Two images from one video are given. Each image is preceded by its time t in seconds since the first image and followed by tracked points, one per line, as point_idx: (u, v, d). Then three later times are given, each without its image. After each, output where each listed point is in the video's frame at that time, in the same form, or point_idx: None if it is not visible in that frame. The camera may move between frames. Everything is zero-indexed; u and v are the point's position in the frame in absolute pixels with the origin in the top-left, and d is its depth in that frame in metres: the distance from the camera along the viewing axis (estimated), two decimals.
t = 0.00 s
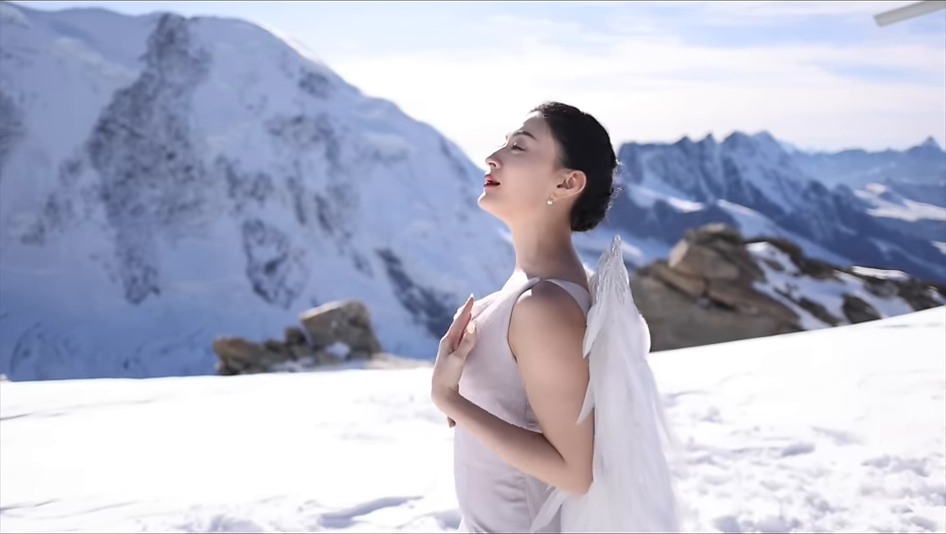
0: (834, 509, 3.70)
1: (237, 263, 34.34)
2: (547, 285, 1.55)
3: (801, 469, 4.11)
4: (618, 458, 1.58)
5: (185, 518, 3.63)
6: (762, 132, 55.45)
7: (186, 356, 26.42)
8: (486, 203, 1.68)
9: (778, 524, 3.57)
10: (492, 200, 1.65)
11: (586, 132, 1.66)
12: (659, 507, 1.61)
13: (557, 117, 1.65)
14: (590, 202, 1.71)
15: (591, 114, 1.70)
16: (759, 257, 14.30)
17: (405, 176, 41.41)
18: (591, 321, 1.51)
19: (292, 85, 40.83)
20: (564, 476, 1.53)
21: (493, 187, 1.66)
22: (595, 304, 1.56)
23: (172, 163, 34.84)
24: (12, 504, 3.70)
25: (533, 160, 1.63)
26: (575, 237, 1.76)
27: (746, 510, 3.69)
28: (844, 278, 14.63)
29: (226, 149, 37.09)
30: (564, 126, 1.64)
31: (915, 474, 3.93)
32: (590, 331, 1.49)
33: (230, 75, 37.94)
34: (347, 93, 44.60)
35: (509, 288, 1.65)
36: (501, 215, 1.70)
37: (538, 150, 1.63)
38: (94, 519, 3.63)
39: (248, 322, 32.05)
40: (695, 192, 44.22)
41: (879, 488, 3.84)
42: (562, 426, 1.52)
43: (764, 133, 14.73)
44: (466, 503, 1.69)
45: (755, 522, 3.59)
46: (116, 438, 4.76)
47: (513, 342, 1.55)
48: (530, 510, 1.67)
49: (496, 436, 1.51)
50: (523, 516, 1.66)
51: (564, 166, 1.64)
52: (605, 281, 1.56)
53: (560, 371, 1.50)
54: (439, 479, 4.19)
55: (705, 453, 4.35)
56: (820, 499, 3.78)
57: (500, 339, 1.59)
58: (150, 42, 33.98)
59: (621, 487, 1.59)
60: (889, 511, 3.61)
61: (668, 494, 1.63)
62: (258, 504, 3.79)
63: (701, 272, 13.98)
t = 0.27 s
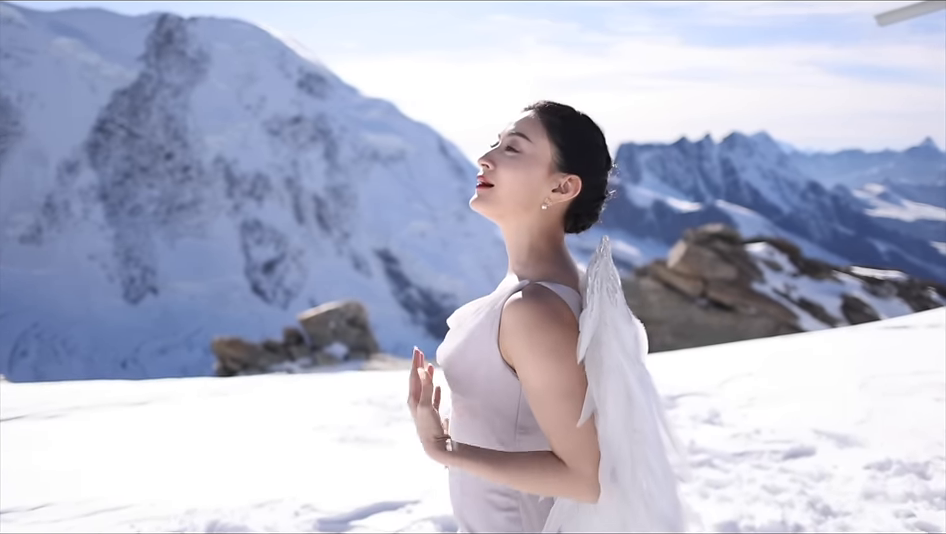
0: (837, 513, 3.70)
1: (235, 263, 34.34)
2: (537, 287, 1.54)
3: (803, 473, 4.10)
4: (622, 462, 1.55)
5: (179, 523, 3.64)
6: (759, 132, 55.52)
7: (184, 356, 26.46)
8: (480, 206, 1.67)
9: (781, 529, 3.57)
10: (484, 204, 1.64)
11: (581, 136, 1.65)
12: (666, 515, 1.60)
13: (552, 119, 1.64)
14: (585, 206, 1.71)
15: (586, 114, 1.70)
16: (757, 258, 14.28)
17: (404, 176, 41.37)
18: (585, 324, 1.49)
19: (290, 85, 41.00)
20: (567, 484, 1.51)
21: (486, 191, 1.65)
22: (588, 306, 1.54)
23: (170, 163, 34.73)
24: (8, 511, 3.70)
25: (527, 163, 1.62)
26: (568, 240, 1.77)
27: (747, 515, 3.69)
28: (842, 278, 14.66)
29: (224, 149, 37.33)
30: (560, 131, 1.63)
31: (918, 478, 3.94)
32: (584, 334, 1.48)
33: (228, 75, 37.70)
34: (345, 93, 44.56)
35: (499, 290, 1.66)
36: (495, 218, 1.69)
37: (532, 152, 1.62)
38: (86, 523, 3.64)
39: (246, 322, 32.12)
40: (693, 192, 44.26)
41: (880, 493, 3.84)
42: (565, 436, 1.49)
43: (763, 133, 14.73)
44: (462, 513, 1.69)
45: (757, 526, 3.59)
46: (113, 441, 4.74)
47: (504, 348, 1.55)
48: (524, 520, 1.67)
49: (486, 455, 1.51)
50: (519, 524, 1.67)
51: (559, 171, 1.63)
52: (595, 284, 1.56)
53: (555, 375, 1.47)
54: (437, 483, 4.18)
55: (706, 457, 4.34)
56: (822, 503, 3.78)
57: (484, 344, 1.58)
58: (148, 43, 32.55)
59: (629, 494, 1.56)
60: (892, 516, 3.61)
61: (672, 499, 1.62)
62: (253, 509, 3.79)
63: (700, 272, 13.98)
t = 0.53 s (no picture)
0: (840, 518, 3.69)
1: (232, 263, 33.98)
2: (528, 291, 1.53)
3: (805, 476, 4.10)
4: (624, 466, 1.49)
5: (176, 527, 3.63)
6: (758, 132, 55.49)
7: (181, 357, 26.28)
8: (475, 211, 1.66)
9: None
10: (478, 207, 1.64)
11: (579, 140, 1.63)
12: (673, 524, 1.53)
13: (550, 119, 1.62)
14: (584, 207, 1.70)
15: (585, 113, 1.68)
16: (756, 258, 14.28)
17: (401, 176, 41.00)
18: (579, 328, 1.47)
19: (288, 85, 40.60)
20: (570, 496, 1.47)
21: (481, 194, 1.64)
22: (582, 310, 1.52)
23: (169, 163, 35.06)
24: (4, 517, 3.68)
25: (523, 166, 1.61)
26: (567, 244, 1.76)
27: (750, 520, 3.69)
28: (840, 279, 14.71)
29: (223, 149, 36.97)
30: (558, 131, 1.62)
31: (921, 482, 3.93)
32: (578, 338, 1.46)
33: (225, 75, 37.65)
34: (343, 93, 44.52)
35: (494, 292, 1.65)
36: (492, 221, 1.68)
37: (530, 153, 1.61)
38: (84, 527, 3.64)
39: (244, 322, 31.82)
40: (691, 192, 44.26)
41: (884, 497, 3.83)
42: (564, 445, 1.46)
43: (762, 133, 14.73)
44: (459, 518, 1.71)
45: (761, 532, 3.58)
46: (110, 444, 4.74)
47: (497, 355, 1.54)
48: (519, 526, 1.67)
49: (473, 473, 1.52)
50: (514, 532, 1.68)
51: (556, 174, 1.62)
52: (588, 286, 1.54)
53: (547, 379, 1.45)
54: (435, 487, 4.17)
55: (707, 460, 4.35)
56: (826, 508, 3.77)
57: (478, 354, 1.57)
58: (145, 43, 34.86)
59: (638, 503, 1.51)
60: (896, 521, 3.61)
61: (681, 506, 1.56)
62: (250, 514, 3.79)
63: (698, 272, 13.96)
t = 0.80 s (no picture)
0: (845, 523, 3.68)
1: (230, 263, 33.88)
2: (522, 293, 1.52)
3: (810, 480, 4.10)
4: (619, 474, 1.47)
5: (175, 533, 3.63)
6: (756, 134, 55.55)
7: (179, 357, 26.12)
8: (474, 213, 1.65)
9: None
10: (479, 209, 1.63)
11: (581, 139, 1.63)
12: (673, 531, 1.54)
13: (552, 118, 1.61)
14: (586, 209, 1.70)
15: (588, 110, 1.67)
16: (755, 258, 14.33)
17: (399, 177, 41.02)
18: (572, 332, 1.45)
19: (286, 85, 40.16)
20: (566, 507, 1.43)
21: (480, 196, 1.64)
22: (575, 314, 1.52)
23: (166, 163, 34.73)
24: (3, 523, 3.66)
25: (525, 168, 1.61)
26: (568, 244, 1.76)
27: (754, 525, 3.69)
28: (839, 279, 14.73)
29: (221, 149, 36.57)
30: (560, 131, 1.61)
31: (926, 487, 3.92)
32: (570, 343, 1.44)
33: (224, 75, 37.78)
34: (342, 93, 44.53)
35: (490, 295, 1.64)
36: (491, 221, 1.68)
37: (530, 153, 1.61)
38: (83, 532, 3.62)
39: (243, 323, 31.15)
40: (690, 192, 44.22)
41: (889, 502, 3.82)
42: (558, 453, 1.44)
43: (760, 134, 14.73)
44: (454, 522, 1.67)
45: None
46: (109, 448, 4.74)
47: (489, 361, 1.53)
48: None
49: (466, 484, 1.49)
50: None
51: (559, 175, 1.62)
52: (581, 286, 1.55)
53: (543, 382, 1.44)
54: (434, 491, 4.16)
55: (710, 464, 4.36)
56: (830, 513, 3.76)
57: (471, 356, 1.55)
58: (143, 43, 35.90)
59: (637, 513, 1.51)
60: (901, 525, 3.59)
61: (683, 511, 1.57)
62: (249, 519, 3.78)
63: (697, 273, 13.94)
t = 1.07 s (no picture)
0: (850, 527, 3.67)
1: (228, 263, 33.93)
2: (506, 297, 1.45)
3: (814, 484, 4.10)
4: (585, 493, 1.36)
5: None
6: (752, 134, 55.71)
7: (177, 358, 26.20)
8: (472, 215, 1.59)
9: None
10: (476, 213, 1.56)
11: (585, 143, 1.55)
12: None
13: (555, 120, 1.54)
14: (592, 214, 1.63)
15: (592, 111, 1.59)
16: (753, 258, 14.38)
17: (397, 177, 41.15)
18: (547, 333, 1.37)
19: (284, 86, 40.17)
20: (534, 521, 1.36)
21: (478, 199, 1.56)
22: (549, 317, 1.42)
23: (164, 163, 34.55)
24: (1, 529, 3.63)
25: (524, 171, 1.53)
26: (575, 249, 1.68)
27: (758, 529, 3.69)
28: (837, 279, 14.76)
29: (219, 150, 36.42)
30: (564, 134, 1.54)
31: (931, 490, 3.92)
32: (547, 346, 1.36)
33: (222, 75, 37.42)
34: (339, 93, 44.53)
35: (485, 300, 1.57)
36: (490, 224, 1.61)
37: (529, 157, 1.54)
38: None
39: (239, 322, 31.67)
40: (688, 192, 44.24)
41: (894, 505, 3.81)
42: (526, 461, 1.36)
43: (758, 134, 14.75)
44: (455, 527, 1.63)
45: None
46: (107, 451, 4.72)
47: (473, 366, 1.47)
48: None
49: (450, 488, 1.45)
50: None
51: (561, 181, 1.55)
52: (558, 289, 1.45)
53: (509, 388, 1.37)
54: (436, 496, 4.16)
55: (713, 467, 4.36)
56: (835, 517, 3.76)
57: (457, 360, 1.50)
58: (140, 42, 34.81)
59: None
60: (906, 529, 3.59)
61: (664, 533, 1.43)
62: (249, 524, 3.77)
63: (696, 273, 13.94)
